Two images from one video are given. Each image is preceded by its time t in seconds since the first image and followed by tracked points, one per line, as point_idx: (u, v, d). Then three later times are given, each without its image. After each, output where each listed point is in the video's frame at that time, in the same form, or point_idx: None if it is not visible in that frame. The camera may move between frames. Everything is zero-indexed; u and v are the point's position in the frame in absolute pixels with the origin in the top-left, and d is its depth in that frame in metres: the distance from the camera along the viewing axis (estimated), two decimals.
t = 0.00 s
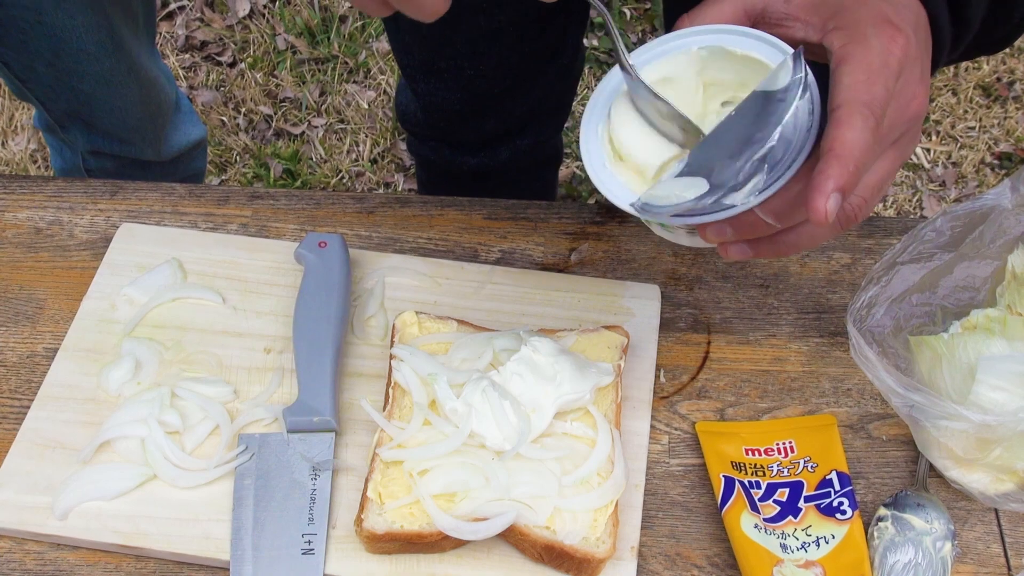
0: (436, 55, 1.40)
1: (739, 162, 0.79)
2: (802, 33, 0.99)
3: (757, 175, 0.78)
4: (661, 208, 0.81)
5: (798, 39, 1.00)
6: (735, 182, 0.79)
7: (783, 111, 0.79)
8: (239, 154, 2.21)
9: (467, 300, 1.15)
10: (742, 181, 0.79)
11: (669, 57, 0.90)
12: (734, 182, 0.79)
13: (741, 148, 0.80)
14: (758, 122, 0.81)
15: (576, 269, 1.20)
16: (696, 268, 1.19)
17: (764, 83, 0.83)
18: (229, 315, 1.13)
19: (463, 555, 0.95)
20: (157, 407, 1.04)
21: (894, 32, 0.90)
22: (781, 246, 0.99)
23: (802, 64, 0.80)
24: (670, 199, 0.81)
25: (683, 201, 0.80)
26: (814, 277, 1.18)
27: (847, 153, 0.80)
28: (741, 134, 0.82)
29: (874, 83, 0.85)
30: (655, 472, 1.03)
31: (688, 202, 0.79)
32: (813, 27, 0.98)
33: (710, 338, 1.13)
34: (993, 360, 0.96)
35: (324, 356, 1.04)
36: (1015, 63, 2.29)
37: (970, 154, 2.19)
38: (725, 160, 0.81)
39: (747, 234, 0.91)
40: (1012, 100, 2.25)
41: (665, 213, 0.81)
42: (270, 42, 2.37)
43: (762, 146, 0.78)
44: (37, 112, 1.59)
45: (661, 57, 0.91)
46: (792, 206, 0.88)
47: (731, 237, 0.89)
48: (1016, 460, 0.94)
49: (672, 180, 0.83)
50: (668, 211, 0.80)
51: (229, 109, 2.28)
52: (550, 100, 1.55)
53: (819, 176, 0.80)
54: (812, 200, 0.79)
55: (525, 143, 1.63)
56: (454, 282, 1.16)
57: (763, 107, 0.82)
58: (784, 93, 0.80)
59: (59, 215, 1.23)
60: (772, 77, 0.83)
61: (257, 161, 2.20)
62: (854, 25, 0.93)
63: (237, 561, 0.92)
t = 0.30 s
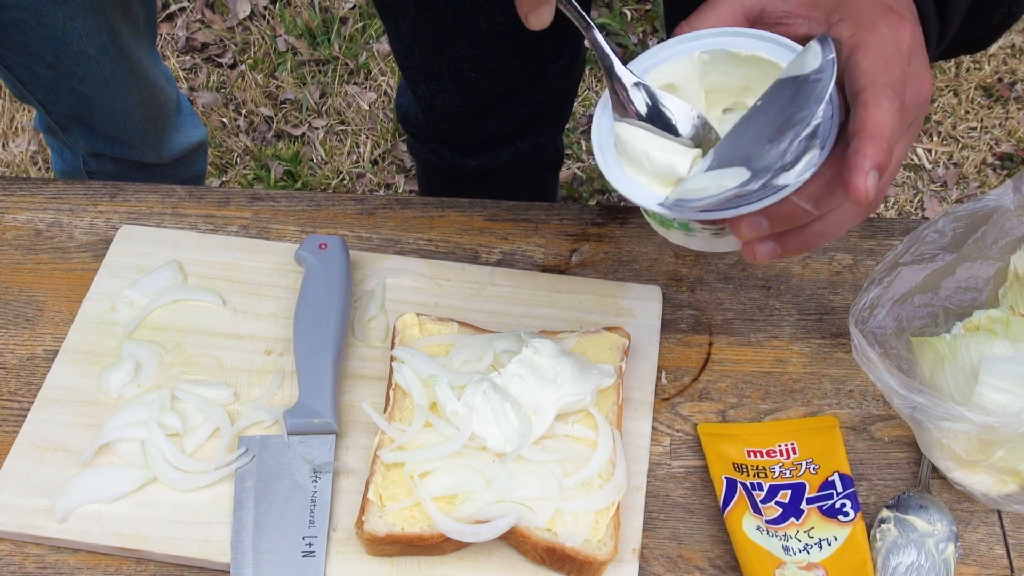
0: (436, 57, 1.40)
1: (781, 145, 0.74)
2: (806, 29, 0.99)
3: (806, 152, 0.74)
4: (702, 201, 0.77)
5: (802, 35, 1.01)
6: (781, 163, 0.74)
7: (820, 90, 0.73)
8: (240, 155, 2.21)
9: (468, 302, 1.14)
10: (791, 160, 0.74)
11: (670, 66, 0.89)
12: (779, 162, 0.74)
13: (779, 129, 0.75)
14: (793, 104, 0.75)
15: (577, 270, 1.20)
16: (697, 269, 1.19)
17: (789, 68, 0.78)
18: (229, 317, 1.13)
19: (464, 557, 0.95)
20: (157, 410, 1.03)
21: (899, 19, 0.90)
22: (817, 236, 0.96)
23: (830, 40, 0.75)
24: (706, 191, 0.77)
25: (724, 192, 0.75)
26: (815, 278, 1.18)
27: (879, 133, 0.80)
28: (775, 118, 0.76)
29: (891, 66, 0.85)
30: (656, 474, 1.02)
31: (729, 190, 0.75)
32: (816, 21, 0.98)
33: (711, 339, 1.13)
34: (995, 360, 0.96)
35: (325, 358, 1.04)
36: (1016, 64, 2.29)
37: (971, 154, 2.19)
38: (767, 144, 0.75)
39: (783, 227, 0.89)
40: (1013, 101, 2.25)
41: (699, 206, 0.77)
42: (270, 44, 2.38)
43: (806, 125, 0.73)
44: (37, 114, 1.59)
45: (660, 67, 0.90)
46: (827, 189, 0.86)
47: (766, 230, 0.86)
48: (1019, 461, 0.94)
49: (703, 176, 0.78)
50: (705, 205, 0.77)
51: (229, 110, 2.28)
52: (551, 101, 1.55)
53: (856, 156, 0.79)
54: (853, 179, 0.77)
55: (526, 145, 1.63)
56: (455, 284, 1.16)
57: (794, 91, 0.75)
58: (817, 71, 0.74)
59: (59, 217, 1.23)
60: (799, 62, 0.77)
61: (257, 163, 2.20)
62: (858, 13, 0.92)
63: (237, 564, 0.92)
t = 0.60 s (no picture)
0: (436, 56, 1.41)
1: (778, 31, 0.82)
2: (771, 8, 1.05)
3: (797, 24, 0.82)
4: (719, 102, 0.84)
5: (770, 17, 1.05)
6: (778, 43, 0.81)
7: None
8: (240, 155, 2.20)
9: (469, 300, 1.14)
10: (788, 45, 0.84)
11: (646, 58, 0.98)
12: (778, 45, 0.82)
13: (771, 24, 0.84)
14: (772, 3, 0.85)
15: (577, 269, 1.19)
16: (698, 267, 1.19)
17: None
18: (229, 317, 1.13)
19: (466, 556, 0.95)
20: (158, 410, 1.03)
21: None
22: (818, 169, 0.99)
23: None
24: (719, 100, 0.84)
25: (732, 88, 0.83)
26: (816, 275, 1.18)
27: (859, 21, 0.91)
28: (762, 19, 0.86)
29: None
30: (658, 472, 1.02)
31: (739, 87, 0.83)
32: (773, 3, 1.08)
33: (712, 337, 1.13)
34: (997, 356, 0.96)
35: (326, 356, 1.04)
36: (1016, 61, 2.29)
37: (971, 151, 2.18)
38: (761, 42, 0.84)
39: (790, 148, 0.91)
40: (1013, 97, 2.24)
41: (715, 112, 0.84)
42: (270, 43, 2.38)
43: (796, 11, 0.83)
44: (38, 115, 1.59)
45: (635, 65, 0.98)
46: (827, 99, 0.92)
47: (778, 148, 0.88)
48: (1020, 457, 0.94)
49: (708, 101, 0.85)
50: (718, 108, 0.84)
51: (229, 110, 2.28)
52: (551, 100, 1.55)
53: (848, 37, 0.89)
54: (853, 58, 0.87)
55: (526, 143, 1.63)
56: (455, 283, 1.16)
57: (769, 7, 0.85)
58: None
59: (60, 217, 1.23)
60: None
61: (258, 162, 2.19)
62: None
63: (239, 563, 0.92)
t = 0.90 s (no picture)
0: (437, 49, 1.41)
1: (794, 46, 0.87)
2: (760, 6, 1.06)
3: (821, 38, 0.87)
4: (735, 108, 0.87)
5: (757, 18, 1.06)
6: (803, 56, 0.86)
7: None
8: (239, 150, 2.20)
9: (469, 294, 1.14)
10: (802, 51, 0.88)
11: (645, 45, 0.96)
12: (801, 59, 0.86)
13: (787, 32, 0.88)
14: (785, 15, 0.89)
15: (577, 262, 1.19)
16: (698, 260, 1.19)
17: None
18: (229, 311, 1.13)
19: (467, 550, 0.95)
20: (158, 404, 1.03)
21: None
22: (807, 176, 1.05)
23: None
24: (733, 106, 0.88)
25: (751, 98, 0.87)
26: (816, 269, 1.18)
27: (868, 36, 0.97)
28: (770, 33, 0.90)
29: None
30: (658, 465, 1.02)
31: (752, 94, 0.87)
32: None
33: (712, 330, 1.13)
34: (997, 349, 0.96)
35: (325, 349, 1.04)
36: (1015, 55, 2.30)
37: (971, 145, 2.18)
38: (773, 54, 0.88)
39: (789, 156, 0.97)
40: (1012, 92, 2.25)
41: (726, 119, 0.87)
42: (269, 39, 2.38)
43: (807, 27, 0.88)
44: (37, 110, 1.59)
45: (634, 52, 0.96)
46: (829, 109, 0.98)
47: (777, 156, 0.94)
48: (1019, 450, 0.94)
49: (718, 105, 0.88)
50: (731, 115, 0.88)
51: (228, 106, 2.27)
52: (551, 94, 1.55)
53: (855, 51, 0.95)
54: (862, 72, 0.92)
55: (527, 137, 1.63)
56: (455, 276, 1.16)
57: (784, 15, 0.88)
58: None
59: (60, 212, 1.23)
60: None
61: (257, 158, 2.19)
62: None
63: (239, 557, 0.92)
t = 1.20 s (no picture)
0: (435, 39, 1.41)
1: (839, 159, 0.86)
2: (781, 55, 1.09)
3: (865, 166, 0.86)
4: (769, 222, 0.85)
5: (778, 62, 1.09)
6: (845, 177, 0.85)
7: (855, 108, 0.88)
8: (236, 144, 2.21)
9: (467, 285, 1.15)
10: (850, 172, 0.85)
11: (676, 94, 0.95)
12: (842, 177, 0.85)
13: (831, 144, 0.87)
14: (830, 122, 0.88)
15: (575, 253, 1.20)
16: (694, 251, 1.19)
17: (810, 90, 0.91)
18: (227, 303, 1.13)
19: (464, 539, 0.95)
20: (157, 396, 1.04)
21: (866, 40, 1.08)
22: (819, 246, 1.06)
23: (845, 68, 0.90)
24: (771, 211, 0.86)
25: (792, 210, 0.85)
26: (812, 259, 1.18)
27: (897, 138, 1.01)
28: (812, 133, 0.89)
29: (876, 79, 1.04)
30: (655, 454, 1.03)
31: (795, 203, 0.85)
32: (791, 48, 1.09)
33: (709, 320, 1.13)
34: (992, 338, 0.97)
35: (325, 340, 1.04)
36: (1012, 46, 2.30)
37: (968, 137, 2.19)
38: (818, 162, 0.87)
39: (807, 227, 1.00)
40: (1010, 82, 2.25)
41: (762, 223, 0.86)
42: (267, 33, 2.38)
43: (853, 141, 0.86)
44: (35, 105, 1.59)
45: (667, 97, 0.95)
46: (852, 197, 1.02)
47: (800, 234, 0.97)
48: (1015, 437, 0.95)
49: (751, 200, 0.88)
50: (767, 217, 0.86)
51: (226, 100, 2.27)
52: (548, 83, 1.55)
53: (889, 158, 1.00)
54: (897, 180, 1.00)
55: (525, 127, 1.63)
56: (452, 268, 1.16)
57: (828, 110, 0.88)
58: (847, 91, 0.88)
59: (58, 205, 1.23)
60: (822, 82, 0.90)
61: (255, 152, 2.19)
62: (832, 39, 1.07)
63: (239, 547, 0.92)
